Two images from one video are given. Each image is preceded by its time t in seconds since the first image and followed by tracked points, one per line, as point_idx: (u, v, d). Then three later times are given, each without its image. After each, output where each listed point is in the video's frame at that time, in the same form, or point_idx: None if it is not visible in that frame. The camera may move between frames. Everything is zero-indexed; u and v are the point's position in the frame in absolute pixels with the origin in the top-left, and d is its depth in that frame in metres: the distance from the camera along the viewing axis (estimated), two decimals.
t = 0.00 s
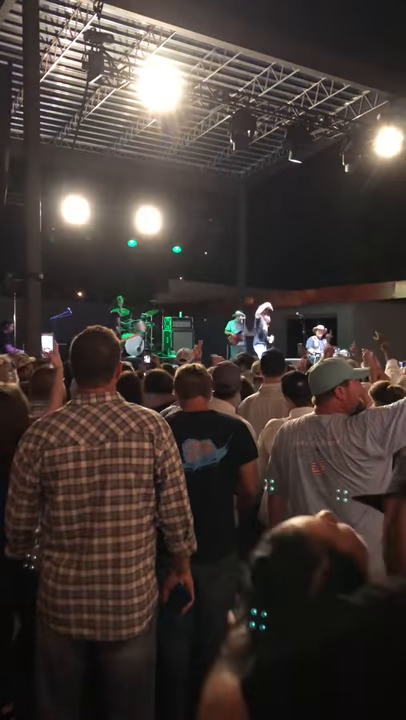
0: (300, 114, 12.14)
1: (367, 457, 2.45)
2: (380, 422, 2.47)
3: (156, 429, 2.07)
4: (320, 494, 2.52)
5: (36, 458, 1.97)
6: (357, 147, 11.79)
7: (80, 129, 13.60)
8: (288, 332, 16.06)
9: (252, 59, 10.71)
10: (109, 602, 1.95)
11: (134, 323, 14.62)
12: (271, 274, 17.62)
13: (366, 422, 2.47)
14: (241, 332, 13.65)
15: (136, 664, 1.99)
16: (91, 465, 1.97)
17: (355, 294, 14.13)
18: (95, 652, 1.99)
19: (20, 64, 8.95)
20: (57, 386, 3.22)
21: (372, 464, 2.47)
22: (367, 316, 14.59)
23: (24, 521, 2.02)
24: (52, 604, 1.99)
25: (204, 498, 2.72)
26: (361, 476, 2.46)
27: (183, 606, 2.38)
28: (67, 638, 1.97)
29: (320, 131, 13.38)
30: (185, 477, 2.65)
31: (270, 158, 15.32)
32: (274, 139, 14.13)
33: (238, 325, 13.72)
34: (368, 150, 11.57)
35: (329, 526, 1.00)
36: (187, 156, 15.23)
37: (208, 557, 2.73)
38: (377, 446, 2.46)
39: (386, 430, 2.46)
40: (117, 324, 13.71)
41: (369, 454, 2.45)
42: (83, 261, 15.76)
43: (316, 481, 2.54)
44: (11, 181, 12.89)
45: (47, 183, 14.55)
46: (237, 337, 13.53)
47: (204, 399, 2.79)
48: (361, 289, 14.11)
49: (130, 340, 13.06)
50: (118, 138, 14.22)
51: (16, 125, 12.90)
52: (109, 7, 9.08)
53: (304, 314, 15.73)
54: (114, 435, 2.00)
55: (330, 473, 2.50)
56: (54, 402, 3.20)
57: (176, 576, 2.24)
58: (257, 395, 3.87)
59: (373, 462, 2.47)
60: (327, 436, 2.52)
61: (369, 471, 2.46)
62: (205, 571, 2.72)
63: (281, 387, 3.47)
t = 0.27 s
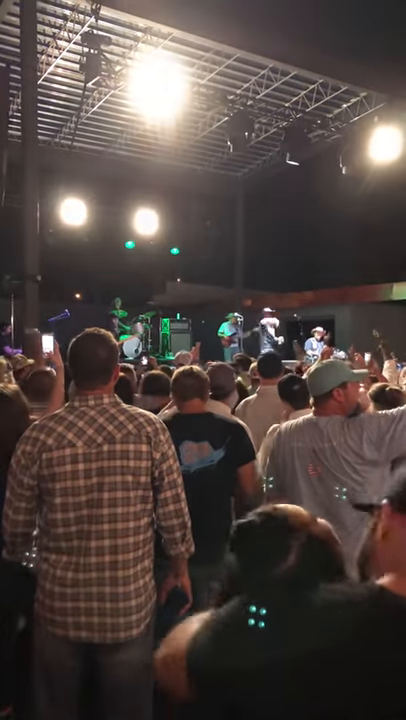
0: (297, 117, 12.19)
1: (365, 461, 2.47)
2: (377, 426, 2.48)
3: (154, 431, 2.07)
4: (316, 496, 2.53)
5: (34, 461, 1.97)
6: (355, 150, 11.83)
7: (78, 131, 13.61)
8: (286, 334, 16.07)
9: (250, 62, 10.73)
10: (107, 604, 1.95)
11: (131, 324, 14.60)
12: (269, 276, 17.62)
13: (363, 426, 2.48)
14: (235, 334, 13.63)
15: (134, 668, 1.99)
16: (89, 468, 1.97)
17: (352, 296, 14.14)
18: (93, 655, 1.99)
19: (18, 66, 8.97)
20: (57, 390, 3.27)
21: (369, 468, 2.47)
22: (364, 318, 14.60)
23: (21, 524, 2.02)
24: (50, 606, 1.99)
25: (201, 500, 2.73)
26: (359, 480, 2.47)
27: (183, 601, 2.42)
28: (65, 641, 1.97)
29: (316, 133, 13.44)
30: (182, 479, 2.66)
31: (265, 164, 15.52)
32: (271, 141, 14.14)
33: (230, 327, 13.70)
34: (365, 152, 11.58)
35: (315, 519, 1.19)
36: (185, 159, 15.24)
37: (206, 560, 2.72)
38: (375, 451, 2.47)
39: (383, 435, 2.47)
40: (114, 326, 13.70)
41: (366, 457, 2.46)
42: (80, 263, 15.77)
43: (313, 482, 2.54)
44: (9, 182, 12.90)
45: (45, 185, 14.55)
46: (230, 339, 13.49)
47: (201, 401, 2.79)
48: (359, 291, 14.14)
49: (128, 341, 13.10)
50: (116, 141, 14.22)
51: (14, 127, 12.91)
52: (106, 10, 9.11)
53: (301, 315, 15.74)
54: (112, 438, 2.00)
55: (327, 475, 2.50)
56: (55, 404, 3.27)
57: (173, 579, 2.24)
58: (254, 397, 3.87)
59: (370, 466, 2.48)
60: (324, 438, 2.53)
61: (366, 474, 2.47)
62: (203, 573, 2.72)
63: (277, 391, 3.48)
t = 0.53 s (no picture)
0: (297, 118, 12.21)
1: (363, 465, 2.46)
2: (376, 432, 2.47)
3: (153, 433, 2.07)
4: (315, 497, 2.53)
5: (34, 462, 1.97)
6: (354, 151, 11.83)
7: (77, 132, 13.57)
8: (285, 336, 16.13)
9: (249, 63, 10.71)
10: (107, 606, 1.95)
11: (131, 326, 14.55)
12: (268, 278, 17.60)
13: (363, 430, 2.47)
14: (231, 336, 13.57)
15: (133, 670, 1.98)
16: (89, 469, 1.97)
17: (352, 298, 14.13)
18: (92, 657, 1.98)
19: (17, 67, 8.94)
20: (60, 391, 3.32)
21: (368, 473, 2.47)
22: (364, 319, 14.60)
23: (21, 525, 2.02)
24: (48, 607, 1.99)
25: (201, 502, 2.74)
26: (358, 483, 2.47)
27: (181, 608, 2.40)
28: (64, 643, 1.97)
29: (316, 135, 13.43)
30: (182, 481, 2.66)
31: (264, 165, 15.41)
32: (270, 142, 14.09)
33: (227, 329, 13.64)
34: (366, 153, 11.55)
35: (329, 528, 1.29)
36: (184, 161, 15.20)
37: (205, 561, 2.72)
38: (373, 456, 2.46)
39: (381, 439, 2.46)
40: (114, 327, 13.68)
41: (365, 462, 2.46)
42: (80, 263, 15.76)
43: (312, 483, 2.54)
44: (8, 184, 12.87)
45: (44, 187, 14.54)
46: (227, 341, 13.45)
47: (201, 402, 2.79)
48: (358, 293, 14.15)
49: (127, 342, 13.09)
50: (115, 143, 14.16)
51: (13, 129, 12.89)
52: (106, 11, 9.10)
53: (301, 317, 15.73)
54: (111, 440, 2.00)
55: (325, 477, 2.51)
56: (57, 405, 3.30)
57: (172, 580, 2.24)
58: (254, 399, 3.87)
59: (369, 470, 2.47)
60: (323, 439, 2.52)
61: (365, 478, 2.46)
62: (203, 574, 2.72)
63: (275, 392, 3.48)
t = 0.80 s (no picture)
0: (297, 119, 12.22)
1: (363, 466, 2.45)
2: (375, 434, 2.46)
3: (153, 434, 2.07)
4: (314, 498, 2.53)
5: (33, 463, 1.97)
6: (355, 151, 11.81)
7: (78, 132, 13.56)
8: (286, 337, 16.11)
9: (250, 64, 10.71)
10: (107, 606, 1.95)
11: (131, 327, 14.53)
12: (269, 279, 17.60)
13: (363, 431, 2.47)
14: (230, 337, 13.48)
15: (132, 671, 1.98)
16: (88, 470, 1.97)
17: (352, 299, 14.12)
18: (92, 657, 1.98)
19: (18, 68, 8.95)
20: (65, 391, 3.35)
21: (367, 475, 2.47)
22: (365, 320, 14.59)
23: (21, 525, 2.02)
24: (48, 607, 1.98)
25: (202, 503, 2.73)
26: (358, 484, 2.46)
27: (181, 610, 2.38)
28: (64, 643, 1.97)
29: (316, 136, 13.42)
30: (183, 483, 2.66)
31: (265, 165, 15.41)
32: (271, 143, 14.08)
33: (225, 329, 13.52)
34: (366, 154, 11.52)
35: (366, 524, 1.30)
36: (184, 161, 15.17)
37: (205, 562, 2.72)
38: (373, 457, 2.46)
39: (381, 440, 2.45)
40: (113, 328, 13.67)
41: (364, 464, 2.45)
42: (80, 264, 15.76)
43: (311, 484, 2.54)
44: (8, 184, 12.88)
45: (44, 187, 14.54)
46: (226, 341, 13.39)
47: (201, 402, 2.79)
48: (359, 293, 14.13)
49: (128, 343, 13.06)
50: (115, 143, 14.14)
51: (13, 129, 12.89)
52: (106, 12, 9.11)
53: (302, 318, 15.73)
54: (111, 441, 2.00)
55: (325, 478, 2.51)
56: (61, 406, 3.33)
57: (172, 582, 2.23)
58: (255, 400, 3.87)
59: (368, 472, 2.47)
60: (323, 440, 2.52)
61: (364, 481, 2.46)
62: (202, 574, 2.71)
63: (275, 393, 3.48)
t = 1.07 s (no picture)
0: (298, 119, 12.22)
1: (361, 466, 2.45)
2: (374, 435, 2.45)
3: (154, 435, 2.07)
4: (314, 497, 2.53)
5: (34, 463, 1.97)
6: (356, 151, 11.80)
7: (79, 133, 13.56)
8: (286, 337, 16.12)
9: (251, 64, 10.71)
10: (107, 606, 1.95)
11: (131, 327, 14.53)
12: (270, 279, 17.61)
13: (361, 431, 2.46)
14: (230, 336, 13.42)
15: (132, 671, 1.98)
16: (89, 470, 1.97)
17: (353, 299, 14.12)
18: (92, 657, 1.98)
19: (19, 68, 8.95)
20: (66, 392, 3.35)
21: (366, 475, 2.46)
22: (365, 320, 14.60)
23: (22, 525, 2.02)
24: (49, 607, 1.98)
25: (202, 503, 2.73)
26: (357, 484, 2.46)
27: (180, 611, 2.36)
28: (64, 643, 1.97)
29: (317, 136, 13.42)
30: (184, 483, 2.66)
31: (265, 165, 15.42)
32: (271, 143, 14.08)
33: (224, 329, 13.41)
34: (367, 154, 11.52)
35: None
36: (185, 161, 15.17)
37: (206, 563, 2.72)
38: (371, 458, 2.45)
39: (379, 441, 2.44)
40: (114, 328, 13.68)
41: (363, 464, 2.45)
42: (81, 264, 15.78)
43: (310, 483, 2.54)
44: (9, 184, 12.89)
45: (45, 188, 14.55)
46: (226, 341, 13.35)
47: (202, 402, 2.79)
48: (360, 293, 14.13)
49: (129, 343, 13.02)
50: (116, 143, 14.14)
51: (14, 129, 12.90)
52: (107, 12, 9.12)
53: (302, 318, 15.73)
54: (113, 441, 2.00)
55: (324, 478, 2.50)
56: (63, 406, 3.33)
57: (173, 582, 2.23)
58: (256, 400, 3.87)
59: (367, 472, 2.47)
60: (322, 440, 2.52)
61: (362, 481, 2.46)
62: (203, 575, 2.72)
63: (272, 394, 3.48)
